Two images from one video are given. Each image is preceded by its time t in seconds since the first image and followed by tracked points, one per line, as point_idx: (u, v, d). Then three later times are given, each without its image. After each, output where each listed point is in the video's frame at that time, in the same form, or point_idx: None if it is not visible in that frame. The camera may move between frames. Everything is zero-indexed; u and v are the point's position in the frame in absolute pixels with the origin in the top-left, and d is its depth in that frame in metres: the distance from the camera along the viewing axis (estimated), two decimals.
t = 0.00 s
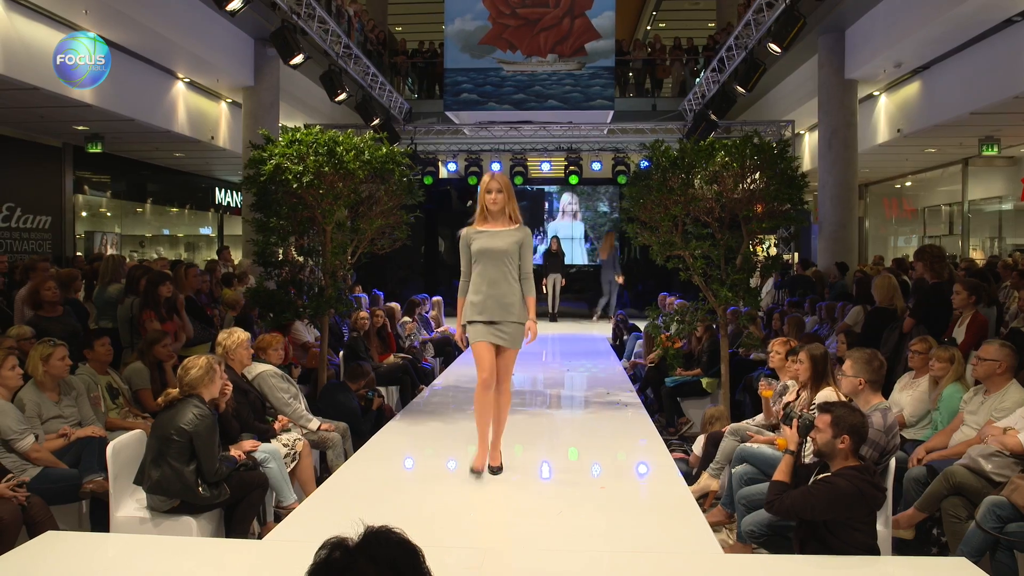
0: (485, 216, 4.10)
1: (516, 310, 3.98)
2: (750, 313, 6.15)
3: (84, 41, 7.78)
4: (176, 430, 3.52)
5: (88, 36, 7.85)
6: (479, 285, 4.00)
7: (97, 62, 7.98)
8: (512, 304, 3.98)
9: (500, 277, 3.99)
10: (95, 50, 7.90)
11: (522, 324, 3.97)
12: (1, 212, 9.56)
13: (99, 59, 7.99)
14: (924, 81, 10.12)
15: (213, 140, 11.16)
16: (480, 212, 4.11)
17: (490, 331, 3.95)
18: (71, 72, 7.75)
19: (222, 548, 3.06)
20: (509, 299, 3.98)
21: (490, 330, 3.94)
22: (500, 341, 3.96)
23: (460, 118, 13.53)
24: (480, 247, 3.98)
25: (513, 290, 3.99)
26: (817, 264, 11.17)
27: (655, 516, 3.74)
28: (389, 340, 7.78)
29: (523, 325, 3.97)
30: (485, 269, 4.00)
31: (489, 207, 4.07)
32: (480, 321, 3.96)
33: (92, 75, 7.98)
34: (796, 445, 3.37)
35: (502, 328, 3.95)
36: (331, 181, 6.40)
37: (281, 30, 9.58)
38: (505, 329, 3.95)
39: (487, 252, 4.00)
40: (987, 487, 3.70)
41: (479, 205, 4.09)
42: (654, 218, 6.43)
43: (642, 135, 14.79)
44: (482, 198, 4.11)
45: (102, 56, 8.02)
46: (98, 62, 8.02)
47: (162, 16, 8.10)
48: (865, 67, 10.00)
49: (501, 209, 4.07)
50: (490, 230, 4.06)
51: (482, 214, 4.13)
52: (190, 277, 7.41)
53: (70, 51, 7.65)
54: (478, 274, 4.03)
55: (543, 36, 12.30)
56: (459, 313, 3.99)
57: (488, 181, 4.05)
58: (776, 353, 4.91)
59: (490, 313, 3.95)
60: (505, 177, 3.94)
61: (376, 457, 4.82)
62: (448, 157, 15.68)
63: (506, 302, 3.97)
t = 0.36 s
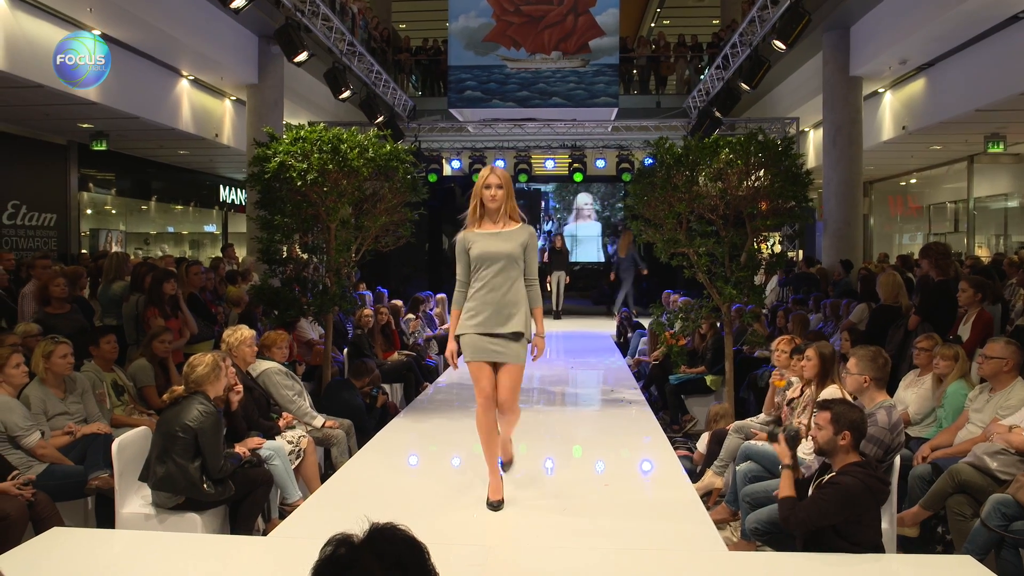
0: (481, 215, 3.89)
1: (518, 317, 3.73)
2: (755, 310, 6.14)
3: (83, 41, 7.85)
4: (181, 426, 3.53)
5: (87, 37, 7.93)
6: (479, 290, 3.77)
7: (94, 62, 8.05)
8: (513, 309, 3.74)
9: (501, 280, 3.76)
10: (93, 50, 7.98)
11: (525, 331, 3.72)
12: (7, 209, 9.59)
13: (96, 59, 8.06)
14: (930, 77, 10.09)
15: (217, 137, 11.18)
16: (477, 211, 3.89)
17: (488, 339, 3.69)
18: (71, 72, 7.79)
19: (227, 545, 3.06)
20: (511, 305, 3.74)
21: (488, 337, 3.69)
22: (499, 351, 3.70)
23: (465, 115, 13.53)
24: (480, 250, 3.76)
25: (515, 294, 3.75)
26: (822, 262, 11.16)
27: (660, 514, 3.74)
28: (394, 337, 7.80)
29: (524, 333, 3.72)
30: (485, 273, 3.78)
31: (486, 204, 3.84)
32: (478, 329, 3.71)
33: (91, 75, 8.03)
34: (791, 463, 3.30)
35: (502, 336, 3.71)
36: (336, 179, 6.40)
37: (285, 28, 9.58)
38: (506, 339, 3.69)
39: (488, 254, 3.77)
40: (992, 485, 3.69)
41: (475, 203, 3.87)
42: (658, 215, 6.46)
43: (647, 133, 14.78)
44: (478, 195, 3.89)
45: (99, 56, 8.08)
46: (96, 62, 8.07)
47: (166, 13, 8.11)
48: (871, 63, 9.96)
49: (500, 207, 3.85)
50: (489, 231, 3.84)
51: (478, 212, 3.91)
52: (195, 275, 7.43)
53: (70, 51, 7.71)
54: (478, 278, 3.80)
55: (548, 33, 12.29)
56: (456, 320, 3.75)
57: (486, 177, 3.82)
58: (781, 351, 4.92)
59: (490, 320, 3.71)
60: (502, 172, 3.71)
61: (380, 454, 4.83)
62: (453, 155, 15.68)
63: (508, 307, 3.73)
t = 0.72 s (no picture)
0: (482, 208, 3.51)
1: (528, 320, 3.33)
2: (763, 307, 6.13)
3: (84, 41, 7.76)
4: (191, 422, 3.55)
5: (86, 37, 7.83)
6: (482, 290, 3.35)
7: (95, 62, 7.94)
8: (521, 315, 3.33)
9: (509, 279, 3.36)
10: (93, 50, 7.88)
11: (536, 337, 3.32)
12: (18, 206, 9.64)
13: (96, 60, 7.95)
14: (941, 73, 10.03)
15: (227, 134, 11.21)
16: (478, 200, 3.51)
17: (495, 347, 3.29)
18: (72, 72, 7.71)
19: (237, 541, 3.07)
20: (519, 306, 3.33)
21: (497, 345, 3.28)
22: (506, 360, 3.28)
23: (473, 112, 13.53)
24: (481, 245, 3.36)
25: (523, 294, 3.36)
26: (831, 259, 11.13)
27: (668, 511, 3.73)
28: (402, 334, 7.81)
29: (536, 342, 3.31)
30: (489, 270, 3.37)
31: (490, 195, 3.47)
32: (485, 334, 3.29)
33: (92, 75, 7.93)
34: (794, 487, 3.20)
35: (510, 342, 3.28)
36: (344, 175, 6.41)
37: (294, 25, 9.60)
38: (516, 348, 3.27)
39: (492, 249, 3.37)
40: (1004, 483, 3.67)
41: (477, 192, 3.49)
42: (667, 211, 6.46)
43: (655, 129, 14.74)
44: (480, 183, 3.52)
45: (99, 56, 7.98)
46: (96, 62, 7.97)
47: (175, 11, 8.14)
48: (881, 59, 9.91)
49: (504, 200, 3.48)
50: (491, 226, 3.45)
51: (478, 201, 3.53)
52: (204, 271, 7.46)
53: (70, 51, 7.61)
54: (479, 277, 3.38)
55: (556, 30, 12.28)
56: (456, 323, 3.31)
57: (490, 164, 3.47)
58: (790, 348, 4.91)
59: (497, 323, 3.30)
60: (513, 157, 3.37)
61: (389, 450, 4.84)
62: (461, 152, 15.68)
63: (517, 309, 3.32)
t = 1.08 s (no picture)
0: (481, 192, 2.96)
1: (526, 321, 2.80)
2: (778, 304, 6.11)
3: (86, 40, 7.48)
4: (206, 418, 3.58)
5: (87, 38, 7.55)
6: (473, 286, 2.85)
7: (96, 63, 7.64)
8: (521, 319, 2.79)
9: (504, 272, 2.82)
10: (93, 50, 7.57)
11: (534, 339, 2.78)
12: (35, 204, 9.72)
13: (96, 60, 7.62)
14: (958, 68, 9.94)
15: (241, 132, 11.27)
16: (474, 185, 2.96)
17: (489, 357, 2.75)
18: (73, 72, 7.47)
19: (251, 536, 3.09)
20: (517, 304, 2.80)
21: (489, 351, 2.75)
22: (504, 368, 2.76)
23: (486, 109, 13.55)
24: (473, 239, 2.84)
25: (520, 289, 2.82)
26: (846, 256, 11.07)
27: (681, 509, 3.72)
28: (416, 331, 7.85)
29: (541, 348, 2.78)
30: (483, 264, 2.85)
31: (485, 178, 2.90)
32: (474, 342, 2.76)
33: (95, 75, 7.66)
34: (796, 499, 3.24)
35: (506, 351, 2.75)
36: (358, 172, 6.42)
37: (307, 23, 9.63)
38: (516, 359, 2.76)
39: (484, 238, 2.84)
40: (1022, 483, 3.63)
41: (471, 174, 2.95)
42: (680, 208, 6.45)
43: (669, 126, 14.69)
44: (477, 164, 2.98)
45: (99, 56, 7.65)
46: (96, 62, 7.64)
47: (190, 9, 8.18)
48: (897, 55, 9.81)
49: (502, 180, 2.90)
50: (487, 214, 2.90)
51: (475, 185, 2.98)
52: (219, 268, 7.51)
53: (70, 51, 7.36)
54: (473, 272, 2.87)
55: (569, 27, 12.25)
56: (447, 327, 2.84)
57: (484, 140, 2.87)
58: (804, 345, 4.90)
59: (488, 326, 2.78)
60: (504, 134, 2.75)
61: (402, 446, 4.87)
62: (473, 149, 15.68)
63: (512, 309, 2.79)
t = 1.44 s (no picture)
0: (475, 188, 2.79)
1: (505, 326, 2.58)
2: (799, 303, 6.07)
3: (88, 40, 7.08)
4: (228, 415, 3.61)
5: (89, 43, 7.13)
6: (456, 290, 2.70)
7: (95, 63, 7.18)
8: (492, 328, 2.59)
9: (484, 275, 2.63)
10: (93, 52, 7.13)
11: (509, 346, 2.56)
12: (60, 202, 9.85)
13: (95, 60, 7.15)
14: (983, 64, 9.80)
15: (261, 131, 11.35)
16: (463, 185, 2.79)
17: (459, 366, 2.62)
18: (72, 71, 7.07)
19: (273, 532, 3.11)
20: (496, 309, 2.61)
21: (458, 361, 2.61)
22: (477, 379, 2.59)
23: (505, 107, 13.55)
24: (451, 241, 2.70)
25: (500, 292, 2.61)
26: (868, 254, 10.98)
27: (701, 508, 3.71)
28: (435, 328, 7.89)
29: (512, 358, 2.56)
30: (463, 266, 2.70)
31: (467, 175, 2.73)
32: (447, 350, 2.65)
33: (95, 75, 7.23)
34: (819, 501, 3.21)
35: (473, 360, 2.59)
36: (378, 171, 6.44)
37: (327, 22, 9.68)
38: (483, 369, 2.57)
39: (463, 239, 2.69)
40: None
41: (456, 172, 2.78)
42: (701, 207, 6.43)
43: (689, 124, 14.61)
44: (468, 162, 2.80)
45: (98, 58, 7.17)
46: (96, 62, 7.19)
47: (211, 9, 8.25)
48: (921, 51, 9.67)
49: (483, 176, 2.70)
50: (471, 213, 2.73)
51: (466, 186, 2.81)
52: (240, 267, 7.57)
53: (69, 51, 6.98)
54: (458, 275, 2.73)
55: (588, 25, 12.23)
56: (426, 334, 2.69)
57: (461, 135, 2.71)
58: (825, 345, 4.84)
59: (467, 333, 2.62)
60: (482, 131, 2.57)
61: (422, 444, 4.88)
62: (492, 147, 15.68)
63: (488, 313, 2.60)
